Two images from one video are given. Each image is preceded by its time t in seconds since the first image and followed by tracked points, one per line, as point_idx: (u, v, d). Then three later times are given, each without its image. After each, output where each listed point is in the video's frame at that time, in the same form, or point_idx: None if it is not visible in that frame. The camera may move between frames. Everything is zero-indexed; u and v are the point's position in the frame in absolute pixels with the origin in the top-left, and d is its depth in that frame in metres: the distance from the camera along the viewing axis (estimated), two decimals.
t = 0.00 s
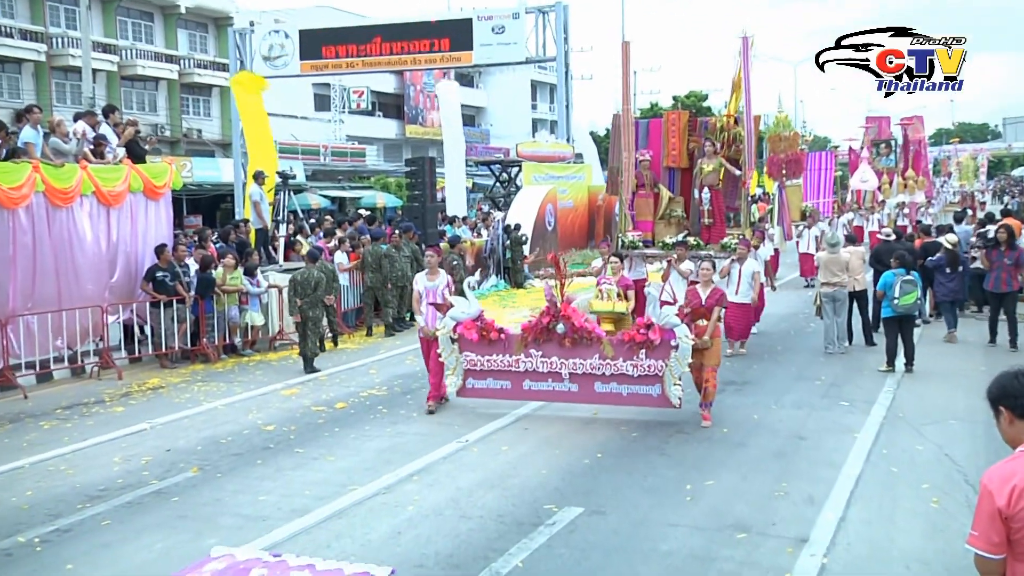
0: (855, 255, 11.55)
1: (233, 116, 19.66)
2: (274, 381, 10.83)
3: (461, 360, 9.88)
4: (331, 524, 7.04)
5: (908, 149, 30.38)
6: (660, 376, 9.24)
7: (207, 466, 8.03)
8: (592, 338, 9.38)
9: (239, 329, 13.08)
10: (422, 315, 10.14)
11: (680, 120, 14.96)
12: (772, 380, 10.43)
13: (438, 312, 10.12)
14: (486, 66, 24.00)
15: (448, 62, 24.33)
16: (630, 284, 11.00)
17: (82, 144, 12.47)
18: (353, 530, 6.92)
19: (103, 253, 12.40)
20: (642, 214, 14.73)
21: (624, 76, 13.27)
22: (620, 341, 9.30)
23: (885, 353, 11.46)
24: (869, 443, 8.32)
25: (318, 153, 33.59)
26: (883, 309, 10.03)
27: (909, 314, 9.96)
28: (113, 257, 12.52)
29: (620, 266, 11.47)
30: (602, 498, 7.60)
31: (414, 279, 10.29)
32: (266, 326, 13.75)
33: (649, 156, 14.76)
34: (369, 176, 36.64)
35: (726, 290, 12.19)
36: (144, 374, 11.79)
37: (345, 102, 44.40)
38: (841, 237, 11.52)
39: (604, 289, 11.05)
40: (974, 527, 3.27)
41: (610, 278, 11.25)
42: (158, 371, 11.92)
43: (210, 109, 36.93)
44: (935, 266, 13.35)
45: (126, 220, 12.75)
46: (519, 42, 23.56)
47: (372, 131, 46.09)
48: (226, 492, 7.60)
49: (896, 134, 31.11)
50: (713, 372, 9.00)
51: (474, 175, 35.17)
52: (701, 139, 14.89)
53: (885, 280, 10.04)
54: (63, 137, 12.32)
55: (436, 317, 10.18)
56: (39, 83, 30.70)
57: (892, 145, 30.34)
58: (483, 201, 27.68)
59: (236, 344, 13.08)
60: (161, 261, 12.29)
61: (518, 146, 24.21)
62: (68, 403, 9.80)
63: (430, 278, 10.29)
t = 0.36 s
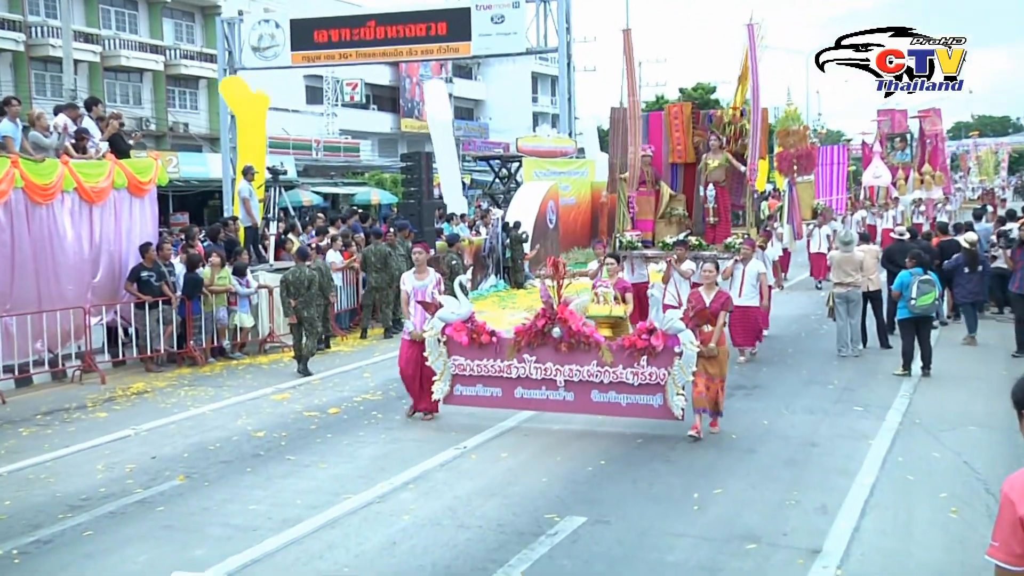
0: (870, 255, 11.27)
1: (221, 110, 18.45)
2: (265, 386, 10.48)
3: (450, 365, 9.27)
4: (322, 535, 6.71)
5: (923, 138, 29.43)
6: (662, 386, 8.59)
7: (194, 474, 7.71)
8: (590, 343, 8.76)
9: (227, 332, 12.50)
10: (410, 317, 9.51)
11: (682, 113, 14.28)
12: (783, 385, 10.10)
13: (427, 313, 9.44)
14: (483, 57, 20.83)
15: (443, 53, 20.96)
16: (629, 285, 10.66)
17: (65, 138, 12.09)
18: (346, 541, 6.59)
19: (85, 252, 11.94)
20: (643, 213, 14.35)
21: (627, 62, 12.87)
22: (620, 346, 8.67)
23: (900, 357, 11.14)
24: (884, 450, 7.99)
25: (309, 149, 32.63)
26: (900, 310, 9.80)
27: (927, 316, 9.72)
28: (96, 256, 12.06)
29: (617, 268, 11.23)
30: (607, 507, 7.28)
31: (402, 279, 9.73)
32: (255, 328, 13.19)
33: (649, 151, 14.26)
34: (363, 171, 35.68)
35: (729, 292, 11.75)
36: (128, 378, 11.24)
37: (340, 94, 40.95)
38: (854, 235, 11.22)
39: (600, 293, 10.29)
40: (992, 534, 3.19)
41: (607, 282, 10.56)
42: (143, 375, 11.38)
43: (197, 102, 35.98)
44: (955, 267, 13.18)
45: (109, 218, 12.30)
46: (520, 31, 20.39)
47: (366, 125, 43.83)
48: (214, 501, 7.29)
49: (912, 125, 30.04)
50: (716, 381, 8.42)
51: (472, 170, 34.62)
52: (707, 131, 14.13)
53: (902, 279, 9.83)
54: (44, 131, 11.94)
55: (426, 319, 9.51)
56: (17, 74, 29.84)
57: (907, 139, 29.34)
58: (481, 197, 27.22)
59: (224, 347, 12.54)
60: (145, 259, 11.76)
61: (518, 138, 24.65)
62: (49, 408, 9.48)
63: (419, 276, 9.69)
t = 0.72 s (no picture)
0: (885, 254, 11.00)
1: (207, 100, 17.12)
2: (255, 391, 10.14)
3: (434, 378, 8.70)
4: (314, 547, 6.37)
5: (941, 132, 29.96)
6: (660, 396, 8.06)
7: (180, 483, 7.38)
8: (581, 353, 8.21)
9: (216, 334, 12.06)
10: (389, 328, 8.88)
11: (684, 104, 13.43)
12: (794, 389, 9.78)
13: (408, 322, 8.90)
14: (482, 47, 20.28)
15: (440, 44, 20.34)
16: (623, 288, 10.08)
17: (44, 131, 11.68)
18: (338, 553, 6.26)
19: (66, 252, 11.47)
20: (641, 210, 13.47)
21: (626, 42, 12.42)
22: (613, 355, 8.12)
23: (917, 361, 10.82)
24: (900, 458, 7.66)
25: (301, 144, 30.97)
26: (918, 311, 9.61)
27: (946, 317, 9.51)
28: (78, 255, 11.58)
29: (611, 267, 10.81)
30: (611, 516, 6.95)
31: (380, 287, 9.18)
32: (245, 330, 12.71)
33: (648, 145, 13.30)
34: (358, 167, 33.69)
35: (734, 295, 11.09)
36: (111, 383, 10.81)
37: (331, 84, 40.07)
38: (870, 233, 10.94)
39: (593, 294, 9.53)
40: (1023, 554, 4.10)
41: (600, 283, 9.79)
42: (127, 381, 10.96)
43: (183, 93, 33.03)
44: (976, 267, 12.84)
45: (91, 215, 11.83)
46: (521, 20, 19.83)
47: (359, 118, 41.27)
48: (201, 511, 6.95)
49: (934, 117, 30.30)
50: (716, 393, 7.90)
51: (470, 165, 34.09)
52: (710, 125, 13.16)
53: (920, 279, 9.54)
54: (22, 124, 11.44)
55: (407, 329, 8.89)
56: None
57: (925, 133, 29.96)
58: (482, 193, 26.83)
59: (212, 350, 12.09)
60: (128, 259, 11.32)
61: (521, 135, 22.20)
62: (28, 414, 9.12)
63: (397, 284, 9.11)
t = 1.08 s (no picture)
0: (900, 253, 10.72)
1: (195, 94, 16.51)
2: (244, 396, 9.83)
3: (413, 385, 8.08)
4: (304, 559, 6.06)
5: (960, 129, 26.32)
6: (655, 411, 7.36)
7: (165, 492, 7.08)
8: (572, 361, 7.54)
9: (203, 336, 11.74)
10: (367, 329, 8.15)
11: (686, 96, 12.00)
12: (805, 395, 9.48)
13: (387, 323, 8.16)
14: (480, 36, 19.84)
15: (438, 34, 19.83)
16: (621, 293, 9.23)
17: (24, 124, 11.15)
18: (329, 566, 5.94)
19: (47, 252, 11.00)
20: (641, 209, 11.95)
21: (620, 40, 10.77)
22: (606, 364, 7.46)
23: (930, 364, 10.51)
24: (918, 467, 7.34)
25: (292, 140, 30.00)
26: (935, 313, 9.42)
27: (964, 319, 9.29)
28: (59, 255, 11.14)
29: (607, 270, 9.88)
30: (616, 527, 6.64)
31: (357, 286, 8.25)
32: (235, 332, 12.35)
33: (650, 139, 11.82)
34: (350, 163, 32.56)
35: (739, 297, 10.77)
36: (95, 388, 10.47)
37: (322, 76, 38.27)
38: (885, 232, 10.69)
39: (588, 300, 8.89)
40: None
41: (596, 287, 9.13)
42: (110, 384, 10.62)
43: (169, 86, 31.76)
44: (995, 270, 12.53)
45: (72, 212, 11.34)
46: (520, 10, 19.74)
47: (353, 112, 40.41)
48: (187, 522, 6.65)
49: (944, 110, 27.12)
50: (716, 407, 7.22)
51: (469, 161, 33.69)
52: (713, 118, 11.85)
53: (937, 279, 9.43)
54: None
55: (385, 329, 8.20)
56: None
57: (943, 125, 26.79)
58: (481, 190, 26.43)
59: (199, 352, 11.77)
60: (112, 258, 10.97)
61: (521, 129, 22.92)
62: (6, 420, 8.81)
63: (376, 281, 8.24)
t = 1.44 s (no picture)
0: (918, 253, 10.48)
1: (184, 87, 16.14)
2: (232, 401, 9.54)
3: (391, 398, 7.47)
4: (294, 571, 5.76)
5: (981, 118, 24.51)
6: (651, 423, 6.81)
7: (150, 501, 6.79)
8: (561, 369, 7.00)
9: (190, 338, 11.43)
10: (344, 339, 7.72)
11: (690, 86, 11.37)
12: (818, 400, 9.18)
13: (365, 333, 7.73)
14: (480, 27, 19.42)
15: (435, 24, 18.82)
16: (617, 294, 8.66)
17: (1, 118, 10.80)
18: None
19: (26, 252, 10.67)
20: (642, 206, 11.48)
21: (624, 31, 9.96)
22: (598, 372, 6.92)
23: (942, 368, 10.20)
24: (936, 476, 7.04)
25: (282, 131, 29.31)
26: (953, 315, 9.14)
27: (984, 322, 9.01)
28: (38, 255, 10.81)
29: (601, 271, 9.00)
30: (621, 536, 6.34)
31: (334, 292, 7.84)
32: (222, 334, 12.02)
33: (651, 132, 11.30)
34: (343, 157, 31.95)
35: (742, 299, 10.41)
36: (75, 393, 10.14)
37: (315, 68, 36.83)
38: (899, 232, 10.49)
39: (579, 302, 8.06)
40: None
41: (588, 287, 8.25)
42: (90, 391, 10.26)
43: (154, 77, 29.91)
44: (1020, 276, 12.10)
45: (51, 208, 10.99)
46: None
47: (345, 104, 38.14)
48: (173, 532, 6.35)
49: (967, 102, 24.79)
50: (718, 419, 6.70)
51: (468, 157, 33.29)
52: (719, 110, 11.23)
53: (955, 280, 9.13)
54: None
55: (363, 339, 7.76)
56: None
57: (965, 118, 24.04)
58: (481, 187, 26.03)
59: (185, 355, 11.45)
60: (94, 257, 10.62)
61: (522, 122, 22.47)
62: None
63: (355, 288, 7.83)
